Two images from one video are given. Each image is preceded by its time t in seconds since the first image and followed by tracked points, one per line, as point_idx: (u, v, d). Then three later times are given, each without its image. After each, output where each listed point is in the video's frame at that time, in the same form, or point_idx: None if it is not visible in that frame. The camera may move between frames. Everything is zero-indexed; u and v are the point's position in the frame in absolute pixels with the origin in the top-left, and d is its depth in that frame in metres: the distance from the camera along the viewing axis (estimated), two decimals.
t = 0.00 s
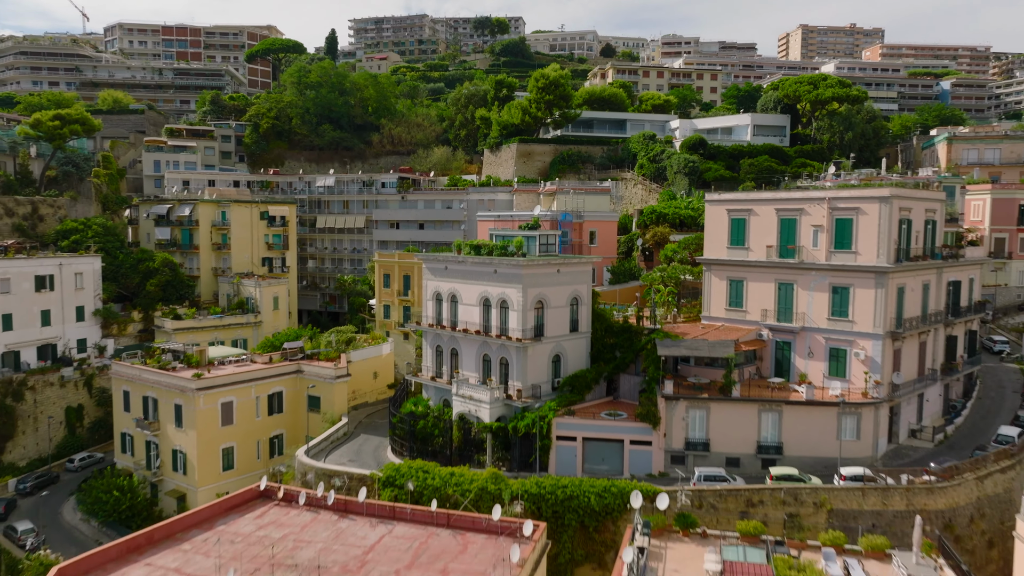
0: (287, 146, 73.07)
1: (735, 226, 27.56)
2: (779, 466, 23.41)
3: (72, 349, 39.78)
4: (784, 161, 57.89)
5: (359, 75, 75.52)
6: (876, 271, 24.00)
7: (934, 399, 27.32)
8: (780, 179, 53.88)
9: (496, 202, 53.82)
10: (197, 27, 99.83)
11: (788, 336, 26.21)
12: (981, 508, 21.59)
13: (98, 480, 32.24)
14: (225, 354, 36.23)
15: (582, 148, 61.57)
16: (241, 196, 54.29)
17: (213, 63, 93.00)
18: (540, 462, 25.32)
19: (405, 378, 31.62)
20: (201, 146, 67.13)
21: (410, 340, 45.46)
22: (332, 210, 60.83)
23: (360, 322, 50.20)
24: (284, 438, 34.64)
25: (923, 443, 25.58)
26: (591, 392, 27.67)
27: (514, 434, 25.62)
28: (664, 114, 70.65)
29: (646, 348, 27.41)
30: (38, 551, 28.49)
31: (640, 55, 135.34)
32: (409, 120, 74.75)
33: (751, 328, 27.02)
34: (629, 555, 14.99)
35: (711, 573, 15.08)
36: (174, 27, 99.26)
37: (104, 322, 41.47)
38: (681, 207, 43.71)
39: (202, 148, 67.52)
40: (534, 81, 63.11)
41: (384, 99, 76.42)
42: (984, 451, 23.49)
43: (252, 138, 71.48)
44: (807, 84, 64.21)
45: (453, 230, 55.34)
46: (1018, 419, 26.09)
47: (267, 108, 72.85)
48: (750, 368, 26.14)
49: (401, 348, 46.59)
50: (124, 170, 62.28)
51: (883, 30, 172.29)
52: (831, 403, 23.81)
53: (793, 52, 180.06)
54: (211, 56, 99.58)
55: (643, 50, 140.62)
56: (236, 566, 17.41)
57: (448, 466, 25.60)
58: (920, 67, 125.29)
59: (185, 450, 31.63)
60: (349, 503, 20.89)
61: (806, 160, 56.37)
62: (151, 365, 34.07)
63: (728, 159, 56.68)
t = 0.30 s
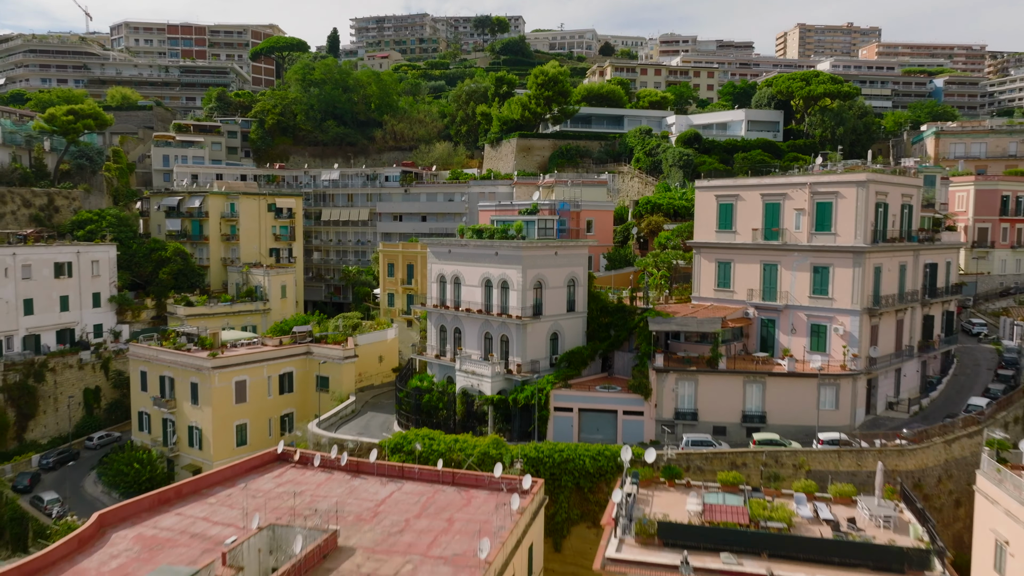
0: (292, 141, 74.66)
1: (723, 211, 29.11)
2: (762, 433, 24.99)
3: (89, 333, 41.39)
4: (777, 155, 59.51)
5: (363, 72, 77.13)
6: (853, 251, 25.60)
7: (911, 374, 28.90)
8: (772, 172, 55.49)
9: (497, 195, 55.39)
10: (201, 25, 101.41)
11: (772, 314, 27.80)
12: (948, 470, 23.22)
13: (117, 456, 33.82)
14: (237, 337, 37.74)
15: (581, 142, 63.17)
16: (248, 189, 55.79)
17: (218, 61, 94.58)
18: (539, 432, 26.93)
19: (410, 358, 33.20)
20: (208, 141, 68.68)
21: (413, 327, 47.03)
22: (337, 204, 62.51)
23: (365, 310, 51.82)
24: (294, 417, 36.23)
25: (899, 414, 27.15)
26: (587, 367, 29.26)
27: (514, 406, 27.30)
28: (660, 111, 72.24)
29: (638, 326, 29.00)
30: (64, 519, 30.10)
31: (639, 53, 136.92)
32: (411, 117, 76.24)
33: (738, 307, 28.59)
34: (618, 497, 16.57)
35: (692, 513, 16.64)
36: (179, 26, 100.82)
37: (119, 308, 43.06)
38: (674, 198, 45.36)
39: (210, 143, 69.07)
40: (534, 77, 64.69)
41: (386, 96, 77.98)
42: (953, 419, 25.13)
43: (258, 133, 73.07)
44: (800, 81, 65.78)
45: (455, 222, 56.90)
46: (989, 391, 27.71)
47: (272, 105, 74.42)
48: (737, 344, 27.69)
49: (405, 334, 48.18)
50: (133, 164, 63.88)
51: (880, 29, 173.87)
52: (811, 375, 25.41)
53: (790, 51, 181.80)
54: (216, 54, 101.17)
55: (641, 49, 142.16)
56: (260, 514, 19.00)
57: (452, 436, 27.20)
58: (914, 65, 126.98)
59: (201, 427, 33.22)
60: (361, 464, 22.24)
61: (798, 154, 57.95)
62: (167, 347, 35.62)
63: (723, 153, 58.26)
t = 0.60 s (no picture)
0: (297, 137, 76.23)
1: (712, 198, 30.68)
2: (747, 403, 26.57)
3: (105, 319, 42.98)
4: (771, 150, 61.05)
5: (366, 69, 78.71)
6: (834, 233, 27.18)
7: (891, 351, 30.48)
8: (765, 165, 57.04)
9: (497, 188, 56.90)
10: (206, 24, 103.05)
11: (759, 295, 29.38)
12: (920, 436, 24.86)
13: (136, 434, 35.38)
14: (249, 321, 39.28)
15: (579, 137, 64.74)
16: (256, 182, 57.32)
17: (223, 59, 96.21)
18: (538, 405, 28.52)
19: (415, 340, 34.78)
20: (215, 137, 70.29)
21: (417, 314, 48.62)
22: (341, 197, 64.14)
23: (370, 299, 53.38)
24: (303, 397, 37.83)
25: (878, 389, 28.75)
26: (584, 346, 30.84)
27: (514, 381, 28.92)
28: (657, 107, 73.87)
29: (632, 306, 30.59)
30: (87, 491, 31.74)
31: (637, 52, 138.48)
32: (414, 113, 77.72)
33: (727, 289, 30.18)
34: (610, 448, 18.13)
35: (677, 463, 18.23)
36: (184, 25, 102.53)
37: (134, 296, 44.69)
38: (669, 189, 46.98)
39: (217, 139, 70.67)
40: (534, 74, 66.23)
41: (389, 93, 79.51)
42: (926, 390, 26.77)
43: (264, 129, 74.62)
44: (793, 77, 67.36)
45: (456, 214, 58.42)
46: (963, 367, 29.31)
47: (277, 102, 76.00)
48: (725, 323, 29.23)
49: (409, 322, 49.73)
50: (143, 159, 65.48)
51: (877, 28, 175.37)
52: (793, 350, 27.01)
53: (788, 50, 183.41)
54: (221, 53, 102.83)
55: (640, 48, 143.69)
56: (279, 470, 20.57)
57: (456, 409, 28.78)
58: (910, 63, 128.53)
59: (216, 405, 34.78)
60: (371, 430, 23.71)
61: (791, 148, 59.49)
62: (182, 330, 37.18)
63: (718, 147, 59.81)
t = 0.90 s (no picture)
0: (302, 133, 77.87)
1: (703, 185, 32.26)
2: (734, 377, 28.17)
3: (120, 306, 44.45)
4: (764, 145, 62.62)
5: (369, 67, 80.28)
6: (816, 217, 28.81)
7: (873, 331, 32.09)
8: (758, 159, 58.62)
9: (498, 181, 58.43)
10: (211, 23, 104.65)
11: (747, 277, 30.99)
12: (896, 406, 26.50)
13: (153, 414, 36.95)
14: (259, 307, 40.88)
15: (577, 133, 66.32)
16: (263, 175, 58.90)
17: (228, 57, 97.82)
18: (537, 381, 30.14)
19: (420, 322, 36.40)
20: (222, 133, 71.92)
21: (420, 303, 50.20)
22: (346, 191, 65.79)
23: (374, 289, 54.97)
24: (312, 379, 39.45)
25: (859, 365, 30.37)
26: (581, 326, 32.42)
27: (515, 358, 30.56)
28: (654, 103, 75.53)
29: (627, 288, 32.19)
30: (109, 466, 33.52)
31: (636, 51, 140.18)
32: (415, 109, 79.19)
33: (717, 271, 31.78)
34: (602, 407, 19.74)
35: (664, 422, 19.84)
36: (189, 23, 104.07)
37: (146, 284, 46.24)
38: (664, 180, 48.61)
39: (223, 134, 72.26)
40: (533, 70, 67.73)
41: (391, 90, 81.03)
42: (903, 365, 28.39)
43: (269, 125, 76.20)
44: (787, 74, 68.93)
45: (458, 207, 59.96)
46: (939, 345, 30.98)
47: (282, 98, 77.57)
48: (715, 303, 30.82)
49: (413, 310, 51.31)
50: (152, 154, 67.10)
51: (874, 28, 176.97)
52: (778, 328, 28.63)
53: (786, 49, 184.99)
54: (225, 51, 104.48)
55: (639, 47, 145.21)
56: (296, 432, 22.15)
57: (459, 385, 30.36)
58: (905, 62, 130.14)
59: (229, 385, 36.35)
60: (381, 400, 25.27)
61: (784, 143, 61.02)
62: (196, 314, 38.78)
63: (712, 142, 61.47)
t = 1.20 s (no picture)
0: (306, 129, 79.58)
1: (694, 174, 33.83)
2: (723, 354, 29.80)
3: (134, 294, 45.87)
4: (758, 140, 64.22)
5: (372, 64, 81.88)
6: (800, 203, 30.42)
7: (856, 312, 33.72)
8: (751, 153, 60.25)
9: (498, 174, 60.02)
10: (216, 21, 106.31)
11: (736, 261, 32.62)
12: (875, 380, 28.16)
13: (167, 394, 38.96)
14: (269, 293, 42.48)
15: (576, 128, 67.88)
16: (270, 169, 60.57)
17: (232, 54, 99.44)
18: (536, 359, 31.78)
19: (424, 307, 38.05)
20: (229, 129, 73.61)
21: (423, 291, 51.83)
22: (350, 185, 67.44)
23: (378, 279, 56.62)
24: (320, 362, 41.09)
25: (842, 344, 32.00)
26: (578, 308, 34.02)
27: (515, 337, 32.22)
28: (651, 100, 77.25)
29: (622, 273, 33.82)
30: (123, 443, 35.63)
31: (635, 49, 141.90)
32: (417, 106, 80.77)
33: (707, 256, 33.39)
34: (596, 373, 21.37)
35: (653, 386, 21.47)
36: (194, 22, 105.66)
37: (159, 272, 47.55)
38: (659, 172, 50.29)
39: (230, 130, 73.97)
40: (533, 67, 69.32)
41: (394, 87, 82.52)
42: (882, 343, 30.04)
43: (274, 121, 77.85)
44: (781, 71, 70.53)
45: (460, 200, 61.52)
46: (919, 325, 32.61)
47: (287, 95, 79.21)
48: (706, 286, 32.42)
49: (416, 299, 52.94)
50: (161, 149, 68.83)
51: (871, 27, 178.52)
52: (764, 307, 30.27)
53: (784, 48, 186.56)
54: (229, 49, 106.06)
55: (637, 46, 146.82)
56: (312, 400, 23.77)
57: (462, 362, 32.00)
58: (901, 60, 131.72)
59: (241, 366, 37.95)
60: (390, 373, 26.89)
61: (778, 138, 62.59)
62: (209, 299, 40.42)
63: (707, 137, 63.14)
